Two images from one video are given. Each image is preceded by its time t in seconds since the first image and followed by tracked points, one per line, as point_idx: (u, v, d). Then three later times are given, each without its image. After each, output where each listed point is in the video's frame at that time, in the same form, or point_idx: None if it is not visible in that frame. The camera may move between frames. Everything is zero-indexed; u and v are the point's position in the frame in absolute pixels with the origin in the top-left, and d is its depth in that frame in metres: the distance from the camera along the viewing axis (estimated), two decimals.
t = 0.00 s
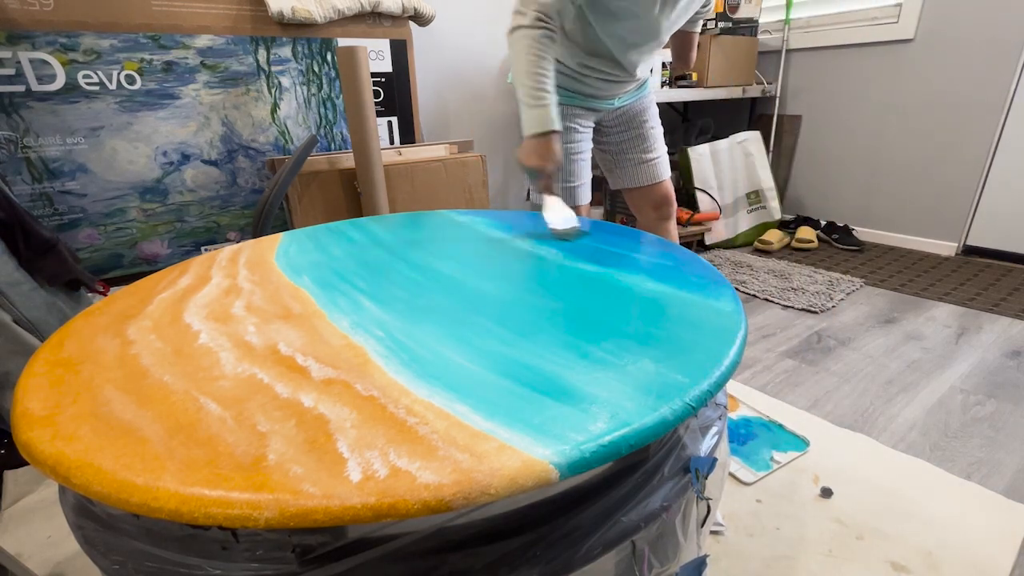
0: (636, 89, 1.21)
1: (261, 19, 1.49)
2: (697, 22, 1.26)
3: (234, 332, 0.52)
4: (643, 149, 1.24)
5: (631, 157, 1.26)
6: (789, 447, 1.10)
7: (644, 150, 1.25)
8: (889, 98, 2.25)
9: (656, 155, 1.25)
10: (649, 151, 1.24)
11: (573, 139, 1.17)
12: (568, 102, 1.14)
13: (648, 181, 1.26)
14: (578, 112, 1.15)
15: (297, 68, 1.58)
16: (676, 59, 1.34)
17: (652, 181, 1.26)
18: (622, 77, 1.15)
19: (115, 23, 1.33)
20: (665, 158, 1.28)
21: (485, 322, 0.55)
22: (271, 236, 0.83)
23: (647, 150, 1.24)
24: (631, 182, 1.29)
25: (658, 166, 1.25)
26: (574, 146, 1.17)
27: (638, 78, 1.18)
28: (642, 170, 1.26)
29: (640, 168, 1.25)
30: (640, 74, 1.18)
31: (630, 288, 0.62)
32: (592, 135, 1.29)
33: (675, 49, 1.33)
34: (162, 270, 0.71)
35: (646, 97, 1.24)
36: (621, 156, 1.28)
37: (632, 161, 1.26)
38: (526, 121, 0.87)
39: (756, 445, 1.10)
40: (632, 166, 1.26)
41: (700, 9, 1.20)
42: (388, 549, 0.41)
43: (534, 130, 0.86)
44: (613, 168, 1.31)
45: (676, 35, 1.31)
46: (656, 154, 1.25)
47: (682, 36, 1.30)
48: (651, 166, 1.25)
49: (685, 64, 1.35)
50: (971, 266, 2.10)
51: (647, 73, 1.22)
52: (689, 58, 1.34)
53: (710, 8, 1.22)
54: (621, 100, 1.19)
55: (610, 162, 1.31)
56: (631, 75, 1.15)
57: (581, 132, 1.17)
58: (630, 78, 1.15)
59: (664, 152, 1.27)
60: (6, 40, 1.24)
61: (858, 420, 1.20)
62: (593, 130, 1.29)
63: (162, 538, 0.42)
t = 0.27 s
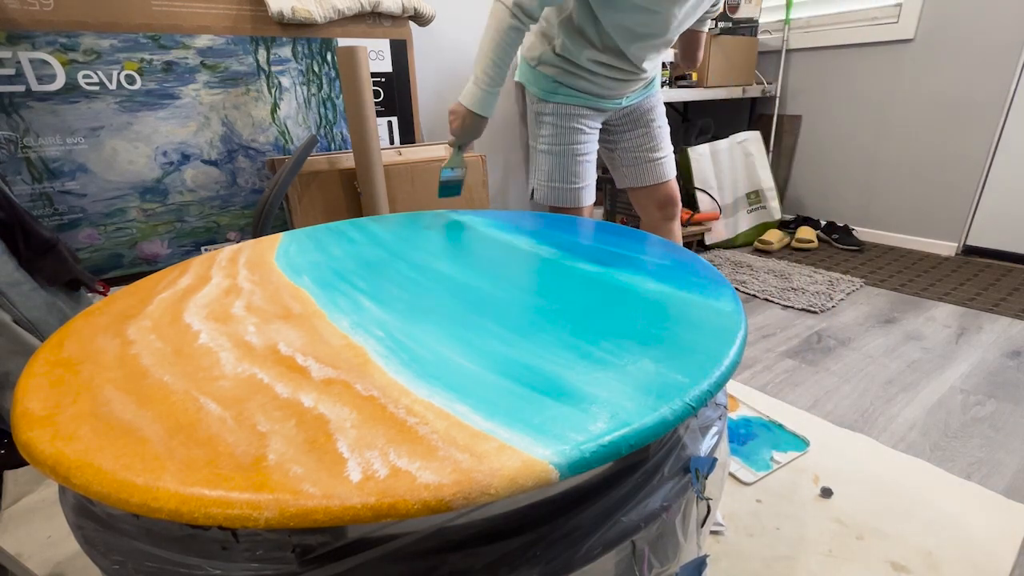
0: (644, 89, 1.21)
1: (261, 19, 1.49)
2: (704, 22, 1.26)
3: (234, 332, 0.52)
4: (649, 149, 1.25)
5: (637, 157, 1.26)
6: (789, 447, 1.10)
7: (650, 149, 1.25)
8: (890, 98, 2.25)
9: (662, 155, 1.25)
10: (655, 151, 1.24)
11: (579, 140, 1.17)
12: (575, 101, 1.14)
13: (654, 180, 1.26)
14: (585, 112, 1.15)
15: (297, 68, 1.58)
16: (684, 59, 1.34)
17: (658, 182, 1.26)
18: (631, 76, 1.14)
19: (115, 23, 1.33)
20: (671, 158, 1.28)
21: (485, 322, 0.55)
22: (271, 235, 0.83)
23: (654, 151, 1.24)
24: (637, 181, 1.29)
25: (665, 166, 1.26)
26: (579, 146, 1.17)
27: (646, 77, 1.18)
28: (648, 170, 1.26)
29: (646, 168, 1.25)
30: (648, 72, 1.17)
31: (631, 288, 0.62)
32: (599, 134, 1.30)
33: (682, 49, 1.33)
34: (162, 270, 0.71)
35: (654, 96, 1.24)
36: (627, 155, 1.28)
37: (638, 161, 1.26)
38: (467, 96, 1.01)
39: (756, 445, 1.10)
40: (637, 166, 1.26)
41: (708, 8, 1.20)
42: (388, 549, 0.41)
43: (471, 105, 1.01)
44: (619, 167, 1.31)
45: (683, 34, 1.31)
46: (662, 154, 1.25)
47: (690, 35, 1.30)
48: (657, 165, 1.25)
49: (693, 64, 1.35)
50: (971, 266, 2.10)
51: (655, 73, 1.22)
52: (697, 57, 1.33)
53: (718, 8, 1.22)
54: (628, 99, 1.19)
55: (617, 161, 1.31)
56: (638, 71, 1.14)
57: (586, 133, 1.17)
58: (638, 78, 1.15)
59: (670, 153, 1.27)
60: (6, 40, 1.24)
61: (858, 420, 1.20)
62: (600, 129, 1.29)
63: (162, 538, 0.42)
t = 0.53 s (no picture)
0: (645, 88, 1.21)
1: (261, 19, 1.49)
2: (707, 21, 1.26)
3: (234, 332, 0.52)
4: (650, 148, 1.24)
5: (638, 156, 1.26)
6: (789, 447, 1.10)
7: (652, 149, 1.25)
8: (890, 98, 2.25)
9: (664, 155, 1.25)
10: (656, 151, 1.24)
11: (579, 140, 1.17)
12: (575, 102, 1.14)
13: (656, 180, 1.26)
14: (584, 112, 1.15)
15: (297, 68, 1.58)
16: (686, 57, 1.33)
17: (659, 181, 1.27)
18: (631, 77, 1.14)
19: (115, 23, 1.33)
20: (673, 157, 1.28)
21: (485, 322, 0.55)
22: (272, 236, 0.83)
23: (655, 150, 1.24)
24: (638, 181, 1.29)
25: (667, 165, 1.26)
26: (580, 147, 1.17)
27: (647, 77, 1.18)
28: (649, 169, 1.26)
29: (648, 168, 1.25)
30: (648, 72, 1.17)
31: (630, 288, 0.62)
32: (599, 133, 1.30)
33: (684, 47, 1.33)
34: (162, 270, 0.71)
35: (655, 95, 1.23)
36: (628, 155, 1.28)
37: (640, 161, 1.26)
38: (539, 115, 0.87)
39: (756, 445, 1.10)
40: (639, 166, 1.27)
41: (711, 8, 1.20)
42: (388, 549, 0.41)
43: (549, 125, 0.86)
44: (621, 166, 1.31)
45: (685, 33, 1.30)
46: (664, 153, 1.25)
47: (692, 34, 1.29)
48: (659, 165, 1.25)
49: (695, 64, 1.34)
50: (971, 266, 2.10)
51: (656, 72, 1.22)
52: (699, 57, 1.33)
53: (720, 7, 1.22)
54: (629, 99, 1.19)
55: (618, 160, 1.31)
56: (641, 72, 1.14)
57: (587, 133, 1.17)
58: (638, 78, 1.15)
59: (672, 152, 1.27)
60: (6, 40, 1.24)
61: (858, 420, 1.20)
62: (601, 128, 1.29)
63: (162, 538, 0.42)
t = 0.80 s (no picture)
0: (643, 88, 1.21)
1: (261, 19, 1.49)
2: (706, 20, 1.25)
3: (234, 332, 0.52)
4: (648, 149, 1.24)
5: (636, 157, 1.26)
6: (789, 447, 1.10)
7: (650, 149, 1.24)
8: (889, 98, 2.25)
9: (663, 155, 1.25)
10: (655, 152, 1.24)
11: (574, 140, 1.15)
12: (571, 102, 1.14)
13: (654, 180, 1.26)
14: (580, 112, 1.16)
15: (297, 68, 1.58)
16: (686, 57, 1.33)
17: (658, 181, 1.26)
18: (626, 77, 1.14)
19: (115, 23, 1.33)
20: (672, 157, 1.27)
21: (485, 322, 0.55)
22: (272, 236, 0.83)
23: (653, 150, 1.24)
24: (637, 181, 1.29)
25: (667, 165, 1.26)
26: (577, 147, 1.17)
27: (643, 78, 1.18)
28: (648, 170, 1.26)
29: (646, 168, 1.25)
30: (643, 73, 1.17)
31: (630, 288, 0.62)
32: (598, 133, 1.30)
33: (684, 46, 1.32)
34: (162, 270, 0.71)
35: (653, 95, 1.23)
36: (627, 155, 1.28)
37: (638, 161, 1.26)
38: (585, 120, 0.84)
39: (755, 445, 1.10)
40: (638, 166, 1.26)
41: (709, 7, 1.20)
42: (387, 549, 0.41)
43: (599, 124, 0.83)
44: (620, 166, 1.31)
45: (685, 33, 1.30)
46: (663, 153, 1.25)
47: (691, 33, 1.29)
48: (657, 165, 1.25)
49: (694, 64, 1.34)
50: (971, 266, 2.10)
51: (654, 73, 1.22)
52: (698, 56, 1.33)
53: (718, 7, 1.21)
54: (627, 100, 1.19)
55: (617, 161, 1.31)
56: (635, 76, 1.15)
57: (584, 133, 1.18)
58: (634, 78, 1.15)
59: (670, 152, 1.26)
60: (6, 39, 1.24)
61: (858, 420, 1.20)
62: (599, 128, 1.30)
63: (162, 538, 0.42)
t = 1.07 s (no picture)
0: (642, 88, 1.21)
1: (261, 19, 1.49)
2: (704, 18, 1.25)
3: (234, 332, 0.52)
4: (648, 149, 1.24)
5: (637, 157, 1.26)
6: (789, 447, 1.10)
7: (650, 149, 1.24)
8: (890, 98, 2.24)
9: (663, 155, 1.25)
10: (655, 152, 1.24)
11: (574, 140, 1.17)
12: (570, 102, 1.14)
13: (655, 181, 1.26)
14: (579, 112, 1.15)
15: (297, 68, 1.58)
16: (683, 55, 1.33)
17: (659, 182, 1.26)
18: (626, 76, 1.14)
19: (115, 23, 1.33)
20: (672, 158, 1.27)
21: (485, 322, 0.55)
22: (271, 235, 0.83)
23: (654, 151, 1.24)
24: (637, 182, 1.28)
25: (667, 166, 1.25)
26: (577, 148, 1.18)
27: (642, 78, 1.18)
28: (649, 171, 1.25)
29: (646, 169, 1.25)
30: (643, 73, 1.17)
31: (630, 288, 0.62)
32: (597, 134, 1.30)
33: (682, 45, 1.32)
34: (162, 270, 0.71)
35: (653, 95, 1.23)
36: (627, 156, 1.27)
37: (639, 162, 1.26)
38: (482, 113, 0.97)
39: (755, 445, 1.10)
40: (638, 167, 1.26)
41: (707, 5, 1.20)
42: (388, 549, 0.41)
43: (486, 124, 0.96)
44: (620, 167, 1.31)
45: (683, 31, 1.30)
46: (663, 153, 1.25)
47: (689, 31, 1.29)
48: (658, 166, 1.24)
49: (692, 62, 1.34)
50: (971, 266, 2.10)
51: (653, 73, 1.22)
52: (696, 55, 1.33)
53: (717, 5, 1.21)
54: (626, 100, 1.19)
55: (618, 161, 1.31)
56: (633, 75, 1.14)
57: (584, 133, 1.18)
58: (633, 78, 1.15)
59: (670, 152, 1.26)
60: (6, 40, 1.24)
61: (858, 420, 1.20)
62: (599, 129, 1.30)
63: (162, 538, 0.42)
